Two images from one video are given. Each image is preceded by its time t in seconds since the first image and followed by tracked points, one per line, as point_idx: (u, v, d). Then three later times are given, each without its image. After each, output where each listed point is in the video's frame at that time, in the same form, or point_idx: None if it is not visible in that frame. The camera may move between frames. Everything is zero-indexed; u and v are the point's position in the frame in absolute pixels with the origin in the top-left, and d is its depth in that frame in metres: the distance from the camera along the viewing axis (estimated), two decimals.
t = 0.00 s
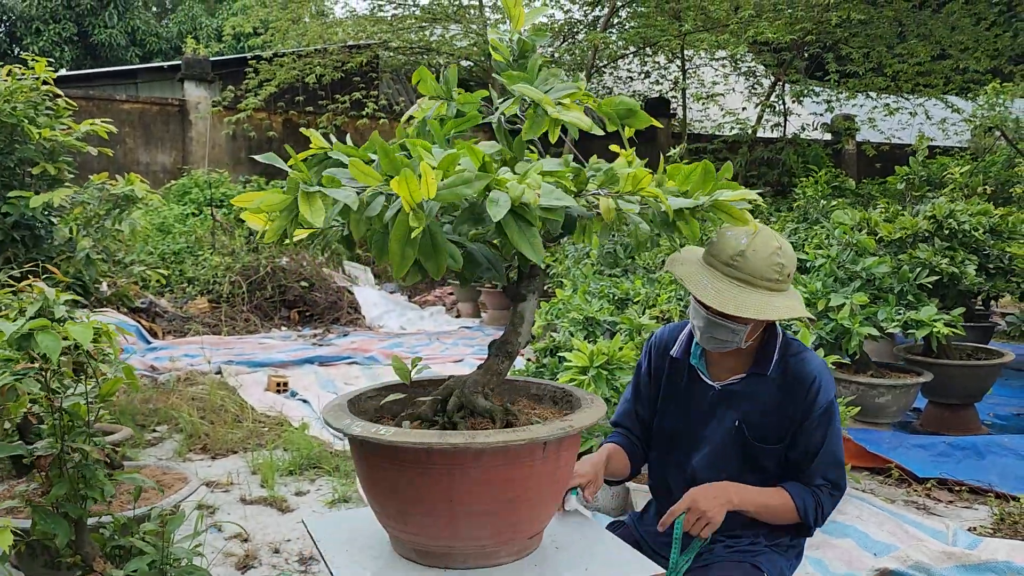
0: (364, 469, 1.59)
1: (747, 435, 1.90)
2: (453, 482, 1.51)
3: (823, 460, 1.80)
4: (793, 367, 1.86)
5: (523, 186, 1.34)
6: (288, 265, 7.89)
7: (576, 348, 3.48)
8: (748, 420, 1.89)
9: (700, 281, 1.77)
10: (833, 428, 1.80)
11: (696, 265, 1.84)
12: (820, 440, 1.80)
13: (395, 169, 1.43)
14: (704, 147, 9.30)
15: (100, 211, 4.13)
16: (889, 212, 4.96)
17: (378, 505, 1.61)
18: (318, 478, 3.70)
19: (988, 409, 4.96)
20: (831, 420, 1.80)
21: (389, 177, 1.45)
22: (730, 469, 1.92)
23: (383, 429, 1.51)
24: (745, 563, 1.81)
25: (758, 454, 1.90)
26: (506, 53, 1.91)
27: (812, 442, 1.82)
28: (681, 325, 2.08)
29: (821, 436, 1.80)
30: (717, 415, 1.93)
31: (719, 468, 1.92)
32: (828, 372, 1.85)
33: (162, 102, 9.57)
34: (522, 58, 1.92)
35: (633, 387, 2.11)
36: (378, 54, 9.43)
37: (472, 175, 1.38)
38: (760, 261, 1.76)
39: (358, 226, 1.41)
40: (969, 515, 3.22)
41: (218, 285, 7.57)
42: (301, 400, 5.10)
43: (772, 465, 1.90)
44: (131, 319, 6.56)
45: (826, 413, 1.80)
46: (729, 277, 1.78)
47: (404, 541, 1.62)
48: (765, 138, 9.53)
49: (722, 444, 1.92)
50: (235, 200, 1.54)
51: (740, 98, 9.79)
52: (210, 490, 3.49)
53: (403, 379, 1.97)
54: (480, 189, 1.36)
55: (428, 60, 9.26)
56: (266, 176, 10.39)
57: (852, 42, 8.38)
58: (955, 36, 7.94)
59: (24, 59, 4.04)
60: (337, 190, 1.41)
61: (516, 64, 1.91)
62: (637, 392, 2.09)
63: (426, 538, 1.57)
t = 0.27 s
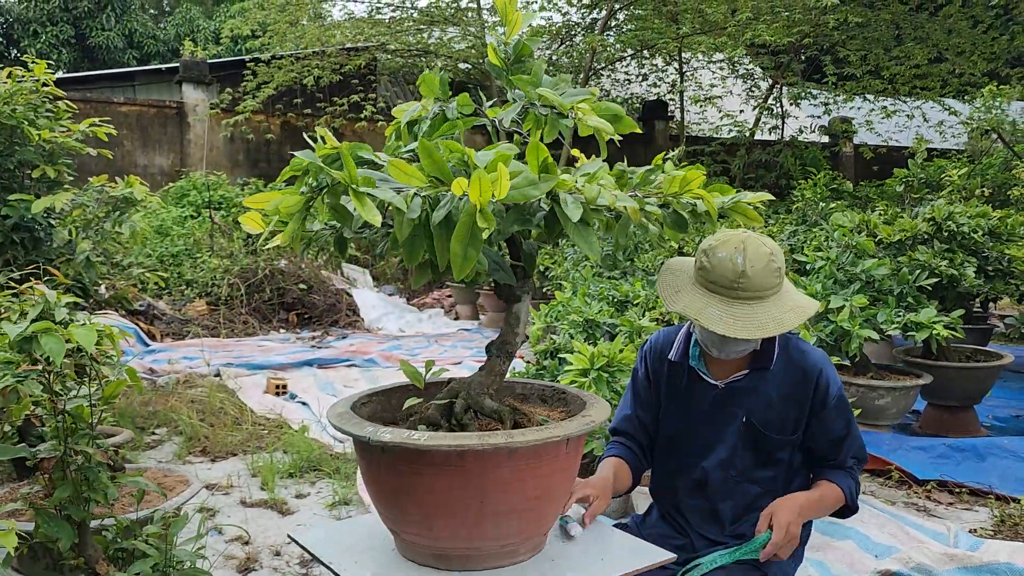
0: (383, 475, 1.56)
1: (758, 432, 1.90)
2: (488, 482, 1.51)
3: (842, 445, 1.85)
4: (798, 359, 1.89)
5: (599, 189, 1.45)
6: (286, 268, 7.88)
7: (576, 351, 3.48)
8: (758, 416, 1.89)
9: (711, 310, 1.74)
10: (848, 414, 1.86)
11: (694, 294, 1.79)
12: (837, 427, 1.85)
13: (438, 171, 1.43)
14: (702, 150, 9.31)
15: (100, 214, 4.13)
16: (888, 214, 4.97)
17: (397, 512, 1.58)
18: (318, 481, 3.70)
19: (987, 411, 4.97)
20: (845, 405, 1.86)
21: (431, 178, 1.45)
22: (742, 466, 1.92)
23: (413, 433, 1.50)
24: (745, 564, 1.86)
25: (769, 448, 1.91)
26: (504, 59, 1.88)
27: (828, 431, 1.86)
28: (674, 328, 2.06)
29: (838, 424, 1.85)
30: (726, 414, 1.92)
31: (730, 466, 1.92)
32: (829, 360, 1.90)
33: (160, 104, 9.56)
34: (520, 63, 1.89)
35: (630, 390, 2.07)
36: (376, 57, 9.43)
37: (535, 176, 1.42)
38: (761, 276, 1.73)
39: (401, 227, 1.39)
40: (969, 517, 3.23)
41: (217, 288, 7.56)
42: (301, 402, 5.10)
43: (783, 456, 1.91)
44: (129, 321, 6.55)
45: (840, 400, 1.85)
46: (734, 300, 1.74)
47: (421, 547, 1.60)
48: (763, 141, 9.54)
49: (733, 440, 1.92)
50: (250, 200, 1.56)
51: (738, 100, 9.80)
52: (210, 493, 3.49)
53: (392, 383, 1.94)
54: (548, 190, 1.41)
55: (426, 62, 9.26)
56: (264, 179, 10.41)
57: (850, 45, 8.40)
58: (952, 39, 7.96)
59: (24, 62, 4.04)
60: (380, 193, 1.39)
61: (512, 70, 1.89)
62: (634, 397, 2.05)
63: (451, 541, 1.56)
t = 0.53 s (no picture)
0: (403, 479, 1.54)
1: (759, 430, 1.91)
2: (514, 482, 1.53)
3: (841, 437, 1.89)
4: (793, 356, 1.90)
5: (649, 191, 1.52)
6: (285, 270, 7.88)
7: (577, 352, 3.49)
8: (759, 414, 1.89)
9: (718, 329, 1.73)
10: (846, 407, 1.88)
11: (699, 314, 1.77)
12: (836, 420, 1.88)
13: (474, 172, 1.44)
14: (701, 152, 9.32)
15: (100, 216, 4.13)
16: (888, 216, 4.98)
17: (416, 516, 1.56)
18: (318, 483, 3.70)
19: (987, 412, 4.98)
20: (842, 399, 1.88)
21: (467, 179, 1.45)
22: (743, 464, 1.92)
23: (440, 436, 1.49)
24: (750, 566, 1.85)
25: (770, 446, 1.91)
26: (501, 63, 1.88)
27: (828, 425, 1.89)
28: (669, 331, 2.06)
29: (838, 417, 1.88)
30: (726, 414, 1.92)
31: (733, 466, 1.92)
32: (823, 355, 1.91)
33: (159, 106, 9.56)
34: (517, 67, 1.89)
35: (631, 396, 2.09)
36: (376, 58, 9.42)
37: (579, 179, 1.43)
38: (760, 288, 1.74)
39: (441, 229, 1.39)
40: (969, 518, 3.23)
41: (216, 289, 7.56)
42: (301, 404, 5.09)
43: (783, 451, 1.91)
44: (129, 323, 6.55)
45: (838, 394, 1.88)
46: (739, 315, 1.75)
47: (437, 551, 1.59)
48: (762, 143, 9.55)
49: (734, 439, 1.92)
50: (270, 205, 1.49)
51: (738, 102, 9.80)
52: (211, 495, 3.49)
53: (378, 389, 1.89)
54: (595, 192, 1.43)
55: (425, 64, 9.25)
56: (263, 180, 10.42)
57: (848, 47, 8.41)
58: (950, 41, 7.96)
59: (24, 64, 4.04)
60: (421, 194, 1.38)
61: (509, 75, 1.89)
62: (634, 401, 2.08)
63: (472, 543, 1.56)
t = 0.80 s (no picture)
0: (421, 482, 1.53)
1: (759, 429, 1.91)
2: (533, 481, 1.55)
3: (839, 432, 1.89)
4: (790, 354, 1.90)
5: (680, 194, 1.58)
6: (285, 271, 7.88)
7: (578, 354, 3.49)
8: (759, 413, 1.89)
9: (704, 328, 1.74)
10: (845, 403, 1.89)
11: (684, 313, 1.78)
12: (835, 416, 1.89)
13: (503, 175, 1.43)
14: (700, 152, 9.33)
15: (101, 217, 4.12)
16: (888, 217, 4.98)
17: (434, 519, 1.56)
18: (319, 484, 3.70)
19: (987, 413, 4.98)
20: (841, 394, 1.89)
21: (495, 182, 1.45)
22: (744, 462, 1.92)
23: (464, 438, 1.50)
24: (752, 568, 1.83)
25: (770, 444, 1.91)
26: (497, 64, 1.87)
27: (828, 422, 1.90)
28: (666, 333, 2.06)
29: (837, 413, 1.88)
30: (725, 414, 1.91)
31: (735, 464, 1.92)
32: (820, 353, 1.91)
33: (159, 107, 9.55)
34: (513, 70, 1.89)
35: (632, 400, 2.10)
36: (375, 59, 9.42)
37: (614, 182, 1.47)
38: (746, 287, 1.73)
39: (472, 231, 1.38)
40: (969, 519, 3.24)
41: (216, 290, 7.56)
42: (301, 405, 5.09)
43: (783, 449, 1.91)
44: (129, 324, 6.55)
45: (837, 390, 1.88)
46: (724, 314, 1.74)
47: (450, 553, 1.59)
48: (761, 143, 9.56)
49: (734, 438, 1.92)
50: (293, 204, 1.47)
51: (737, 103, 9.81)
52: (212, 496, 3.49)
53: (373, 393, 1.87)
54: (628, 195, 1.46)
55: (424, 65, 9.26)
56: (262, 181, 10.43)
57: (848, 48, 8.42)
58: (949, 42, 7.97)
59: (24, 65, 4.03)
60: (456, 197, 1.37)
61: (505, 77, 1.89)
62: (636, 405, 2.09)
63: (491, 542, 1.57)
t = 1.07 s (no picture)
0: (434, 483, 1.53)
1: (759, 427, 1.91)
2: (546, 480, 1.57)
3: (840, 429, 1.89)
4: (790, 352, 1.90)
5: (700, 194, 1.59)
6: (285, 271, 7.88)
7: (579, 355, 3.49)
8: (760, 411, 1.89)
9: (695, 327, 1.74)
10: (846, 400, 1.88)
11: (676, 312, 1.79)
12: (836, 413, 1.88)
13: (523, 175, 1.44)
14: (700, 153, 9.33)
15: (101, 217, 4.12)
16: (888, 218, 4.98)
17: (447, 520, 1.55)
18: (320, 485, 3.70)
19: (987, 414, 4.98)
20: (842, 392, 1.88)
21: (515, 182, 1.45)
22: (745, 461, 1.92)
23: (481, 438, 1.50)
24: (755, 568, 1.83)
25: (771, 442, 1.91)
26: (495, 65, 1.88)
27: (829, 420, 1.90)
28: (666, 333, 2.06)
29: (838, 410, 1.88)
30: (726, 413, 1.91)
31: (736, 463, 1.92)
32: (820, 350, 1.91)
33: (158, 107, 9.55)
34: (511, 70, 1.89)
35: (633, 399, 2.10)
36: (375, 60, 9.41)
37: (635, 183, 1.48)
38: (737, 287, 1.73)
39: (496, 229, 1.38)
40: (970, 519, 3.24)
41: (216, 291, 7.56)
42: (301, 406, 5.09)
43: (783, 446, 1.91)
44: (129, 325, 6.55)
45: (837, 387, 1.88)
46: (716, 313, 1.75)
47: (460, 553, 1.59)
48: (761, 144, 9.56)
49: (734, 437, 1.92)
50: (312, 204, 1.49)
51: (737, 103, 9.81)
52: (213, 497, 3.49)
53: (369, 395, 1.85)
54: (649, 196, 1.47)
55: (424, 65, 9.26)
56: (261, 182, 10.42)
57: (847, 49, 8.42)
58: (948, 43, 7.96)
59: (24, 65, 4.03)
60: (483, 196, 1.37)
61: (503, 77, 1.89)
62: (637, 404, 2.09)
63: (503, 542, 1.58)
